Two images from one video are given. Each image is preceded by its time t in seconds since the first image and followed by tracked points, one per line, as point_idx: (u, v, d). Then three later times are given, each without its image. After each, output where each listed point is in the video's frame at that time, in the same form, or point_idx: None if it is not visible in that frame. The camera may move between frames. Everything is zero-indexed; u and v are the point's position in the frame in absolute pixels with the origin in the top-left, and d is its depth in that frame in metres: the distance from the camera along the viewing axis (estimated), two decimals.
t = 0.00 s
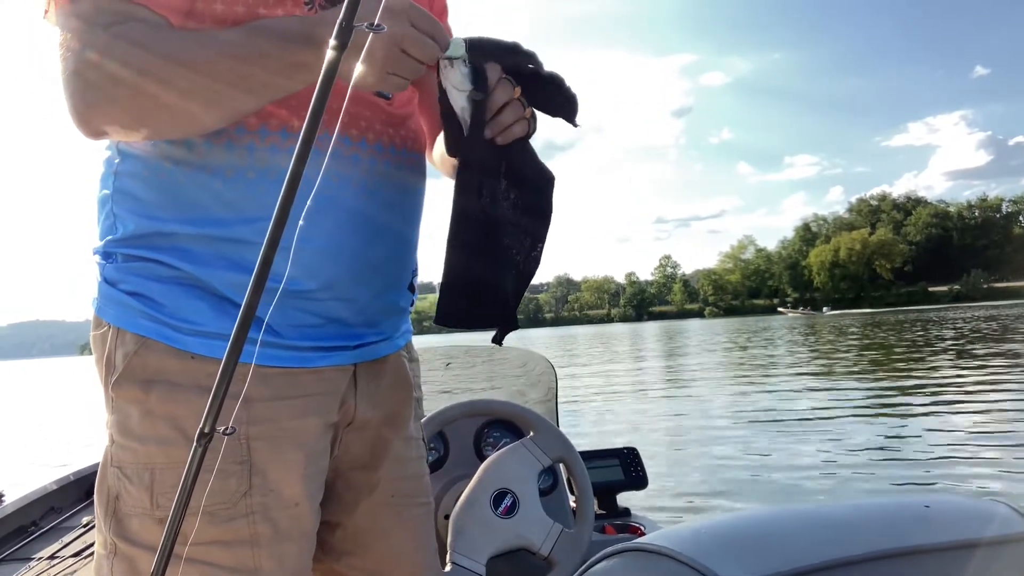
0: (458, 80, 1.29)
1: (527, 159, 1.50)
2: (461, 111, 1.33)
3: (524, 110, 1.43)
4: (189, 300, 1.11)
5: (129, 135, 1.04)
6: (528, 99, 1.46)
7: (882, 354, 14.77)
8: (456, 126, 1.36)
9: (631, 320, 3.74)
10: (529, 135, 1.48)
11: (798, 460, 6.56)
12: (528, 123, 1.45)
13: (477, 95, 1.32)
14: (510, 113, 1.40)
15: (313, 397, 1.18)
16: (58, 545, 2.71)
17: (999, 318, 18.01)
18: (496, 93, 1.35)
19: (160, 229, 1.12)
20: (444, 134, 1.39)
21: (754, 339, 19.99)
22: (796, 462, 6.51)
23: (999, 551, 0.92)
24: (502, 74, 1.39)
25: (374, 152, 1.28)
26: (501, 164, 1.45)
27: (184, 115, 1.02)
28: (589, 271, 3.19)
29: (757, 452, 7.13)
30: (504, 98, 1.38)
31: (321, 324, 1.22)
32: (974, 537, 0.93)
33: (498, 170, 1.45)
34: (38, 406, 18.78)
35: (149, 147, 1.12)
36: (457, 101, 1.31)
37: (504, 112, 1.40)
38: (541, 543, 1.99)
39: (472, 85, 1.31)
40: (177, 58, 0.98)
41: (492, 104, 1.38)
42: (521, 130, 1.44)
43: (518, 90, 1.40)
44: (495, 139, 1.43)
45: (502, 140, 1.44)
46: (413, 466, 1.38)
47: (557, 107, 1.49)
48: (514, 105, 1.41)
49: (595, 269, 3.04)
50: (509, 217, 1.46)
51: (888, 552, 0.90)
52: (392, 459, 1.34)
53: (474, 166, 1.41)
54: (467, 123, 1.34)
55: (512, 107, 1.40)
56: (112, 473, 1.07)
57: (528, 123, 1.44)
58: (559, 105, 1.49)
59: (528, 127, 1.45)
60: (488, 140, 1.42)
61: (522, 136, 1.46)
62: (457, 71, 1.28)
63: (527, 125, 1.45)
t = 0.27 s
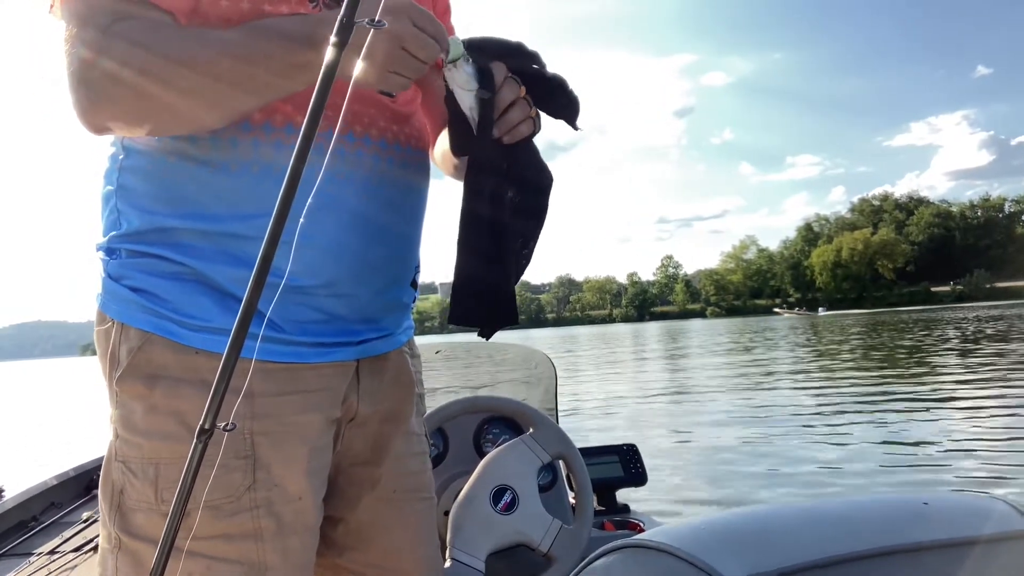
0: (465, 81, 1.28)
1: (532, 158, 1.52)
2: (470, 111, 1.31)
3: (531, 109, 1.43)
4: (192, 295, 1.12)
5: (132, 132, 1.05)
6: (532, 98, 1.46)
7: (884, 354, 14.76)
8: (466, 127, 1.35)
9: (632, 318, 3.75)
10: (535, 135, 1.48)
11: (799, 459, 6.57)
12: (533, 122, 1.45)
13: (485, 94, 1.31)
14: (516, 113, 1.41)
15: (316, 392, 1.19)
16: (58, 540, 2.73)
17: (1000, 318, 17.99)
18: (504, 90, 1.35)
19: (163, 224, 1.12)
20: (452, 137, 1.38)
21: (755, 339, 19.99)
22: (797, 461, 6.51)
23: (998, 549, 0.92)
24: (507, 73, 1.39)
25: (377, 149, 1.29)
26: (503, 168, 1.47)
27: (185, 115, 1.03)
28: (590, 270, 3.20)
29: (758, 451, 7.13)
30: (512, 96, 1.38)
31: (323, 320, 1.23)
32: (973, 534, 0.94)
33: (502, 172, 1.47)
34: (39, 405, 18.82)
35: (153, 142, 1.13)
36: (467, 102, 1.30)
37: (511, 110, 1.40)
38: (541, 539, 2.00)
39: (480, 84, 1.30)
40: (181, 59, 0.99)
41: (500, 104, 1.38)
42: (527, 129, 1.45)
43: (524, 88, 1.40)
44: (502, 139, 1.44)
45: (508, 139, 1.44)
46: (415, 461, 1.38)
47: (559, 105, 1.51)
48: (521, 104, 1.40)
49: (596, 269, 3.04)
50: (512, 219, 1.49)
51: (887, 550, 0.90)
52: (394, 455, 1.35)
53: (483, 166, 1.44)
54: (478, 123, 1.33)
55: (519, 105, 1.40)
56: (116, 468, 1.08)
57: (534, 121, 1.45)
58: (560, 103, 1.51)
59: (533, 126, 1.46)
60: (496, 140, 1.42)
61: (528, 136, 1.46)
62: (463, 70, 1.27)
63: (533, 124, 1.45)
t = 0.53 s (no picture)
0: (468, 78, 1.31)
1: (532, 155, 1.51)
2: (472, 108, 1.34)
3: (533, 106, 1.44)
4: (193, 292, 1.12)
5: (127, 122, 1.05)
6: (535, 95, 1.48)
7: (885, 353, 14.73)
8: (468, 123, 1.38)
9: (633, 317, 3.74)
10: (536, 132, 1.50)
11: (799, 458, 6.56)
12: (536, 118, 1.47)
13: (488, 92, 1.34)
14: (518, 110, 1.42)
15: (317, 389, 1.19)
16: (58, 536, 2.73)
17: (1002, 318, 17.96)
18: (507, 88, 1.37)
19: (164, 221, 1.13)
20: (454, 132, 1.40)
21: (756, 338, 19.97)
22: (797, 460, 6.50)
23: (996, 548, 0.93)
24: (509, 69, 1.41)
25: (378, 146, 1.29)
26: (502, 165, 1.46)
27: (176, 111, 1.04)
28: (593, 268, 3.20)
29: (758, 450, 7.13)
30: (514, 92, 1.40)
31: (324, 316, 1.23)
32: (971, 534, 0.94)
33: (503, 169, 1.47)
34: (40, 404, 18.84)
35: (154, 138, 1.13)
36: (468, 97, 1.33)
37: (513, 107, 1.42)
38: (541, 537, 2.00)
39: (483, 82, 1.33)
40: (175, 57, 0.99)
41: (502, 100, 1.40)
42: (528, 127, 1.46)
43: (527, 86, 1.42)
44: (504, 135, 1.45)
45: (510, 136, 1.45)
46: (415, 458, 1.39)
47: (559, 101, 1.52)
48: (522, 101, 1.43)
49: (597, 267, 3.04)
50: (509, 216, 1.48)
51: (886, 548, 0.90)
52: (395, 452, 1.35)
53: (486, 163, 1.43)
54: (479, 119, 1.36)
55: (520, 102, 1.42)
56: (117, 465, 1.08)
57: (536, 118, 1.46)
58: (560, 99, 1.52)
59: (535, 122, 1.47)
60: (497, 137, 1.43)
61: (529, 133, 1.48)
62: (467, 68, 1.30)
63: (535, 121, 1.46)
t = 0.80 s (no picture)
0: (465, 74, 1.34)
1: (524, 161, 1.52)
2: (468, 106, 1.37)
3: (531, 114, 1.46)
4: (194, 292, 1.12)
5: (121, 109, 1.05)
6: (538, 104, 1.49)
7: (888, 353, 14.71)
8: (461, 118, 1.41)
9: (635, 317, 3.74)
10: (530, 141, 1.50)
11: (801, 459, 6.56)
12: (532, 128, 1.48)
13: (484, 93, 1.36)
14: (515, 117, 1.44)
15: (318, 390, 1.19)
16: (59, 536, 2.73)
17: (1005, 318, 17.93)
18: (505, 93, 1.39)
19: (165, 221, 1.13)
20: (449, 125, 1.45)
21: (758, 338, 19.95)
22: (799, 460, 6.50)
23: (996, 548, 0.93)
24: (516, 76, 1.43)
25: (379, 145, 1.29)
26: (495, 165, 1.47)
27: (171, 107, 1.04)
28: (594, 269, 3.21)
29: (760, 450, 7.12)
30: (513, 99, 1.42)
31: (325, 316, 1.23)
32: (971, 533, 0.94)
33: (493, 171, 1.48)
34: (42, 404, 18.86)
35: (155, 138, 1.13)
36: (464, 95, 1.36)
37: (510, 113, 1.43)
38: (541, 536, 2.00)
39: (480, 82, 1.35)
40: (172, 55, 0.99)
41: (500, 104, 1.42)
42: (522, 135, 1.47)
43: (530, 93, 1.44)
44: (495, 138, 1.45)
45: (501, 140, 1.46)
46: (416, 459, 1.39)
47: (561, 113, 1.53)
48: (521, 108, 1.44)
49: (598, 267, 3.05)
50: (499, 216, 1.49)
51: (886, 548, 0.90)
52: (396, 452, 1.35)
53: (479, 165, 1.44)
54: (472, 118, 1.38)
55: (518, 110, 1.43)
56: (118, 465, 1.08)
57: (531, 128, 1.47)
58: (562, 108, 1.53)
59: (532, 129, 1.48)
60: (489, 138, 1.44)
61: (524, 140, 1.49)
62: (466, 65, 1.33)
63: (531, 130, 1.47)
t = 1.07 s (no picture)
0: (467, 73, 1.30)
1: (523, 162, 1.51)
2: (466, 102, 1.35)
3: (531, 114, 1.45)
4: (196, 295, 1.12)
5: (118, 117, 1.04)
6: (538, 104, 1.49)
7: (890, 353, 14.69)
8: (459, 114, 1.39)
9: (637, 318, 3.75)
10: (529, 141, 1.50)
11: (803, 459, 6.55)
12: (532, 128, 1.47)
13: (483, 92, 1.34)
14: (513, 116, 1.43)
15: (321, 393, 1.19)
16: (60, 540, 2.74)
17: (1007, 317, 17.90)
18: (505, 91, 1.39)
19: (168, 224, 1.13)
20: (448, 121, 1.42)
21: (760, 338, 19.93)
22: (801, 461, 6.49)
23: (998, 547, 0.93)
24: (518, 75, 1.42)
25: (382, 147, 1.29)
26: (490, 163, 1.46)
27: (171, 111, 1.03)
28: (595, 269, 3.21)
29: (762, 450, 7.12)
30: (514, 98, 1.42)
31: (327, 319, 1.23)
32: (973, 534, 0.94)
33: (490, 169, 1.46)
34: (42, 405, 18.90)
35: (157, 141, 1.13)
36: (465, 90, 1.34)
37: (509, 112, 1.43)
38: (543, 538, 2.00)
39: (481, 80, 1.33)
40: (171, 55, 0.99)
41: (500, 102, 1.41)
42: (522, 135, 1.47)
43: (531, 92, 1.44)
44: (494, 136, 1.45)
45: (500, 138, 1.46)
46: (417, 463, 1.39)
47: (562, 113, 1.53)
48: (521, 108, 1.44)
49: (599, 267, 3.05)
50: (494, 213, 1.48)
51: (888, 548, 0.90)
52: (398, 456, 1.35)
53: (476, 162, 1.41)
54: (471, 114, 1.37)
55: (519, 109, 1.43)
56: (119, 469, 1.08)
57: (532, 128, 1.47)
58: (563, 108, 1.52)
59: (532, 129, 1.48)
60: (487, 137, 1.44)
61: (524, 140, 1.48)
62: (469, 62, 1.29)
63: (530, 130, 1.47)
